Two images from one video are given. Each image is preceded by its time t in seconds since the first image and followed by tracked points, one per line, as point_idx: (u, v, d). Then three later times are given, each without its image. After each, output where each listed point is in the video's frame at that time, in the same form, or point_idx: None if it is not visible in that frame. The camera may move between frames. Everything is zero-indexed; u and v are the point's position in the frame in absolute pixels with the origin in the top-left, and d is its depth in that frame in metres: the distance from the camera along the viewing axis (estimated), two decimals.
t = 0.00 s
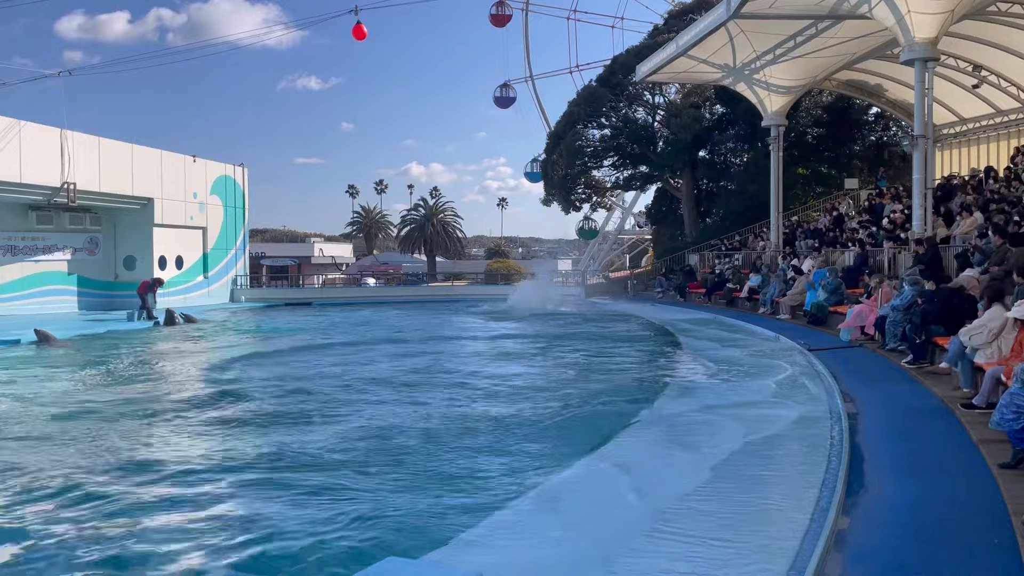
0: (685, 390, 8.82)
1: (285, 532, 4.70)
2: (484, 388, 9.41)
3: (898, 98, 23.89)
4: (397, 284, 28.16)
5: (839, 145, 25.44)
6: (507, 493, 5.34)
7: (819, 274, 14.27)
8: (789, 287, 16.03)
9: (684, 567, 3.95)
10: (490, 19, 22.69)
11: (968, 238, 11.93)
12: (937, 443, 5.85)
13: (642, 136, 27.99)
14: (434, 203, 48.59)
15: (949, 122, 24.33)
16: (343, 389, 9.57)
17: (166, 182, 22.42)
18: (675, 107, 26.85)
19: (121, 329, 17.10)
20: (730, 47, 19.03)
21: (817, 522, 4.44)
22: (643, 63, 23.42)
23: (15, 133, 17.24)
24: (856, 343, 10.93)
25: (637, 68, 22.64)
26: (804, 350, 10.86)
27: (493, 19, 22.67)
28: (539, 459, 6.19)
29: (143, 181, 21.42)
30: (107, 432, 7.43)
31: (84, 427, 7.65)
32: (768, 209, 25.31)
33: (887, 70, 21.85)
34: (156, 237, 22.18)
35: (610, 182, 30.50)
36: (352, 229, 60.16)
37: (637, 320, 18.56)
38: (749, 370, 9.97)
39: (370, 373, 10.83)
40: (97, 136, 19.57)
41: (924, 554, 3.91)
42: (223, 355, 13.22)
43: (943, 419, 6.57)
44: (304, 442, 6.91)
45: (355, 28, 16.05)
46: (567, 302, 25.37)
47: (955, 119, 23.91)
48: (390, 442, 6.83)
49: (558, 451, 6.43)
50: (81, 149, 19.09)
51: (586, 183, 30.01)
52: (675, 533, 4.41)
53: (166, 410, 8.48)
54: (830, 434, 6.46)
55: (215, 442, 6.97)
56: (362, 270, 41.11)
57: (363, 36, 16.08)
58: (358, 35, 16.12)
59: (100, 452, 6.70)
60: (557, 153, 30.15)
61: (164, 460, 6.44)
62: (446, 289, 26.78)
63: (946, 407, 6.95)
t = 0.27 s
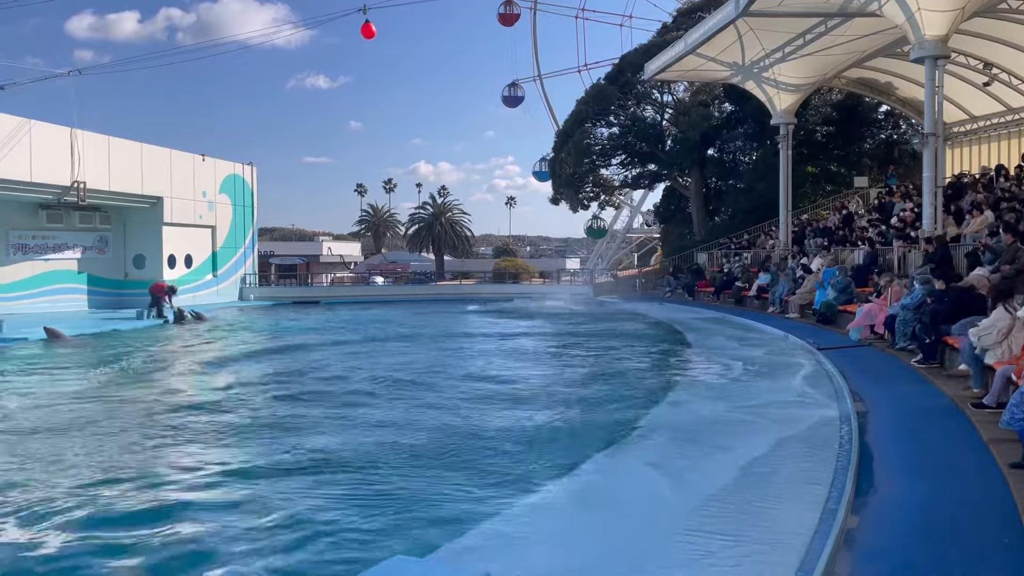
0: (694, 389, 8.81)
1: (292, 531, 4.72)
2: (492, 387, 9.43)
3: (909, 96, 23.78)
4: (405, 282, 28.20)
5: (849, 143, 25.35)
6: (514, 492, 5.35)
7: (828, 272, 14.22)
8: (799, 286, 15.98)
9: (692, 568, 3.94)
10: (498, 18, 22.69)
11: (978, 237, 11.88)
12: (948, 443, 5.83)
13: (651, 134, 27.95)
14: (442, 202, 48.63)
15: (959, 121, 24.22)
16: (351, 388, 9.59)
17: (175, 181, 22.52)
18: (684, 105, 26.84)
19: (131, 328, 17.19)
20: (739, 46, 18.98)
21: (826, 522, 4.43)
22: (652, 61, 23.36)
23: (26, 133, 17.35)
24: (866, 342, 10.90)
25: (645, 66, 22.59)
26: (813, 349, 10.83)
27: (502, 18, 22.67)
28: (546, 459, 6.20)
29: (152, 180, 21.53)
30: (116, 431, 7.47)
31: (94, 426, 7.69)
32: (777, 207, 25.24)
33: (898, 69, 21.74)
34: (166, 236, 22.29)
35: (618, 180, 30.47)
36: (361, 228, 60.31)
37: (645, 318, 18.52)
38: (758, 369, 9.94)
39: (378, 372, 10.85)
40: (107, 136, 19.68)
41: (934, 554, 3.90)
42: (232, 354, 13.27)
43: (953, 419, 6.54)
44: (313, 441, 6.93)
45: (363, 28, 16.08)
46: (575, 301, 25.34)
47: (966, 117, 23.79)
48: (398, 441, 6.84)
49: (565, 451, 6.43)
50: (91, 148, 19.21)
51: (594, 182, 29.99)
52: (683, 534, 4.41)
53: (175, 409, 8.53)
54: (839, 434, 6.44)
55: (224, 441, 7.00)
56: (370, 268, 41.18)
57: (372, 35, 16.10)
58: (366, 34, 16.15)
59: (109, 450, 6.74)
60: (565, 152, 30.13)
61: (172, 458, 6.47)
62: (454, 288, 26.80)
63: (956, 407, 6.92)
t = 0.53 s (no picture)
0: (707, 388, 8.80)
1: (304, 529, 4.78)
2: (505, 386, 9.46)
3: (925, 94, 23.62)
4: (419, 280, 28.28)
5: (864, 141, 25.18)
6: (526, 491, 5.38)
7: (843, 271, 14.15)
8: (813, 285, 15.91)
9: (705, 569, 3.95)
10: (512, 17, 22.69)
11: (995, 235, 11.80)
12: (963, 443, 5.80)
13: (664, 132, 27.88)
14: (455, 200, 48.71)
15: (976, 118, 24.02)
16: (365, 386, 9.65)
17: (190, 180, 22.69)
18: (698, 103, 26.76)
19: (147, 326, 17.35)
20: (753, 43, 18.89)
21: (840, 522, 4.43)
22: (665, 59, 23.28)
23: (43, 132, 17.54)
24: (881, 341, 10.85)
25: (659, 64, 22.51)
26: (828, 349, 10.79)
27: (515, 17, 22.67)
28: (557, 458, 6.23)
29: (168, 179, 21.70)
30: (133, 429, 7.56)
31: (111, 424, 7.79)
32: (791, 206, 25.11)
33: (914, 66, 21.57)
34: (181, 234, 22.47)
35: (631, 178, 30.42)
36: (375, 226, 60.50)
37: (659, 317, 18.49)
38: (772, 368, 9.92)
39: (391, 370, 10.91)
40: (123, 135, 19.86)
41: (949, 554, 3.89)
42: (246, 351, 13.37)
43: (969, 418, 6.50)
44: (326, 439, 6.98)
45: (376, 26, 16.13)
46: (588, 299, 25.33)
47: (983, 114, 23.60)
48: (412, 440, 6.88)
49: (578, 450, 6.44)
50: (107, 147, 19.39)
51: (607, 180, 29.95)
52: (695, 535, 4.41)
53: (191, 406, 8.62)
54: (854, 434, 6.43)
55: (239, 439, 7.07)
56: (384, 266, 41.34)
57: (384, 33, 16.16)
58: (379, 32, 16.21)
59: (123, 447, 6.83)
60: (578, 150, 30.11)
61: (186, 455, 6.55)
62: (467, 286, 26.86)
63: (972, 407, 6.88)
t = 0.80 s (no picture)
0: (726, 387, 8.79)
1: (325, 525, 4.84)
2: (524, 384, 9.50)
3: (950, 90, 23.33)
4: (439, 278, 28.42)
5: (888, 138, 24.89)
6: (545, 488, 5.41)
7: (867, 269, 14.04)
8: (835, 283, 15.80)
9: (725, 568, 3.96)
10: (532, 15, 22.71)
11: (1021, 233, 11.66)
12: (987, 442, 5.77)
13: (685, 130, 27.80)
14: (475, 199, 48.83)
15: (1002, 115, 23.69)
16: (385, 383, 9.74)
17: (213, 178, 22.96)
18: (718, 101, 26.65)
19: (171, 323, 17.59)
20: (776, 40, 18.78)
21: (862, 522, 4.43)
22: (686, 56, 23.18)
23: (69, 132, 17.84)
24: (904, 340, 10.76)
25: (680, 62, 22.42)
26: (851, 348, 10.72)
27: (535, 16, 22.70)
28: (576, 455, 6.26)
29: (191, 177, 21.97)
30: (158, 424, 7.70)
31: (137, 419, 7.93)
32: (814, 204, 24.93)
33: (939, 61, 21.31)
34: (204, 232, 22.74)
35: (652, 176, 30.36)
36: (395, 224, 60.79)
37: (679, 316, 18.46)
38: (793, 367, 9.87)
39: (411, 367, 11.00)
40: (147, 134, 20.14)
41: (972, 554, 3.89)
42: (269, 348, 13.54)
43: (993, 418, 6.45)
44: (348, 436, 7.07)
45: (396, 24, 16.23)
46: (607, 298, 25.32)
47: (1009, 111, 23.28)
48: (432, 437, 6.95)
49: (597, 448, 6.47)
50: (131, 146, 19.68)
51: (627, 178, 29.91)
52: (714, 533, 4.42)
53: (215, 403, 8.75)
54: (876, 433, 6.40)
55: (262, 435, 7.18)
56: (404, 265, 41.57)
57: (404, 32, 16.24)
58: (399, 30, 16.30)
59: (147, 443, 6.96)
60: (598, 149, 30.10)
61: (207, 451, 6.65)
62: (487, 284, 26.95)
63: (997, 406, 6.82)
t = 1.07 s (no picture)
0: (755, 387, 8.74)
1: (354, 518, 4.93)
2: (552, 381, 9.54)
3: (986, 85, 22.89)
4: (466, 276, 28.56)
5: (923, 135, 24.37)
6: (572, 486, 5.45)
7: (900, 268, 13.86)
8: (867, 282, 15.62)
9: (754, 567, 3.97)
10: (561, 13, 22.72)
11: None
12: None
13: (714, 127, 27.60)
14: (503, 197, 48.95)
15: None
16: (414, 380, 9.85)
17: (245, 177, 23.30)
18: (749, 97, 26.34)
19: (204, 319, 17.90)
20: (807, 35, 18.58)
21: (895, 524, 4.41)
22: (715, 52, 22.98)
23: (104, 131, 18.24)
24: (938, 340, 10.62)
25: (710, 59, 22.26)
26: (883, 348, 10.60)
27: (564, 14, 22.70)
28: (603, 453, 6.29)
29: (222, 175, 22.32)
30: (192, 418, 7.87)
31: (171, 413, 8.11)
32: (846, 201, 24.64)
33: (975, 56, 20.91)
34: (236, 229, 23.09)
35: (681, 173, 30.16)
36: (423, 222, 61.11)
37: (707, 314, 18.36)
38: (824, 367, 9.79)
39: (439, 365, 11.10)
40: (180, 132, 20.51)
41: (1006, 556, 3.87)
42: (300, 345, 13.74)
43: None
44: (376, 432, 7.16)
45: (426, 23, 16.36)
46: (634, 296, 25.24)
47: None
48: (460, 434, 7.02)
49: (624, 447, 6.49)
50: (164, 144, 20.06)
51: (656, 175, 29.76)
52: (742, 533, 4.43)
53: (246, 398, 8.91)
54: (910, 434, 6.36)
55: (292, 430, 7.31)
56: (432, 262, 41.83)
57: (433, 30, 16.36)
58: (428, 29, 16.43)
59: (181, 436, 7.12)
60: (627, 146, 30.00)
61: (239, 445, 6.78)
62: (514, 282, 27.03)
63: None
